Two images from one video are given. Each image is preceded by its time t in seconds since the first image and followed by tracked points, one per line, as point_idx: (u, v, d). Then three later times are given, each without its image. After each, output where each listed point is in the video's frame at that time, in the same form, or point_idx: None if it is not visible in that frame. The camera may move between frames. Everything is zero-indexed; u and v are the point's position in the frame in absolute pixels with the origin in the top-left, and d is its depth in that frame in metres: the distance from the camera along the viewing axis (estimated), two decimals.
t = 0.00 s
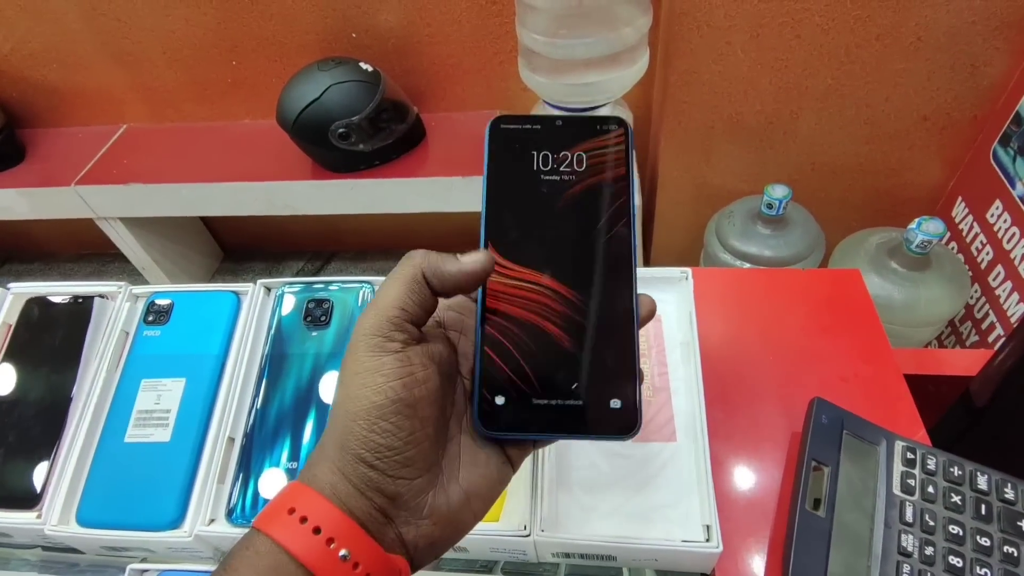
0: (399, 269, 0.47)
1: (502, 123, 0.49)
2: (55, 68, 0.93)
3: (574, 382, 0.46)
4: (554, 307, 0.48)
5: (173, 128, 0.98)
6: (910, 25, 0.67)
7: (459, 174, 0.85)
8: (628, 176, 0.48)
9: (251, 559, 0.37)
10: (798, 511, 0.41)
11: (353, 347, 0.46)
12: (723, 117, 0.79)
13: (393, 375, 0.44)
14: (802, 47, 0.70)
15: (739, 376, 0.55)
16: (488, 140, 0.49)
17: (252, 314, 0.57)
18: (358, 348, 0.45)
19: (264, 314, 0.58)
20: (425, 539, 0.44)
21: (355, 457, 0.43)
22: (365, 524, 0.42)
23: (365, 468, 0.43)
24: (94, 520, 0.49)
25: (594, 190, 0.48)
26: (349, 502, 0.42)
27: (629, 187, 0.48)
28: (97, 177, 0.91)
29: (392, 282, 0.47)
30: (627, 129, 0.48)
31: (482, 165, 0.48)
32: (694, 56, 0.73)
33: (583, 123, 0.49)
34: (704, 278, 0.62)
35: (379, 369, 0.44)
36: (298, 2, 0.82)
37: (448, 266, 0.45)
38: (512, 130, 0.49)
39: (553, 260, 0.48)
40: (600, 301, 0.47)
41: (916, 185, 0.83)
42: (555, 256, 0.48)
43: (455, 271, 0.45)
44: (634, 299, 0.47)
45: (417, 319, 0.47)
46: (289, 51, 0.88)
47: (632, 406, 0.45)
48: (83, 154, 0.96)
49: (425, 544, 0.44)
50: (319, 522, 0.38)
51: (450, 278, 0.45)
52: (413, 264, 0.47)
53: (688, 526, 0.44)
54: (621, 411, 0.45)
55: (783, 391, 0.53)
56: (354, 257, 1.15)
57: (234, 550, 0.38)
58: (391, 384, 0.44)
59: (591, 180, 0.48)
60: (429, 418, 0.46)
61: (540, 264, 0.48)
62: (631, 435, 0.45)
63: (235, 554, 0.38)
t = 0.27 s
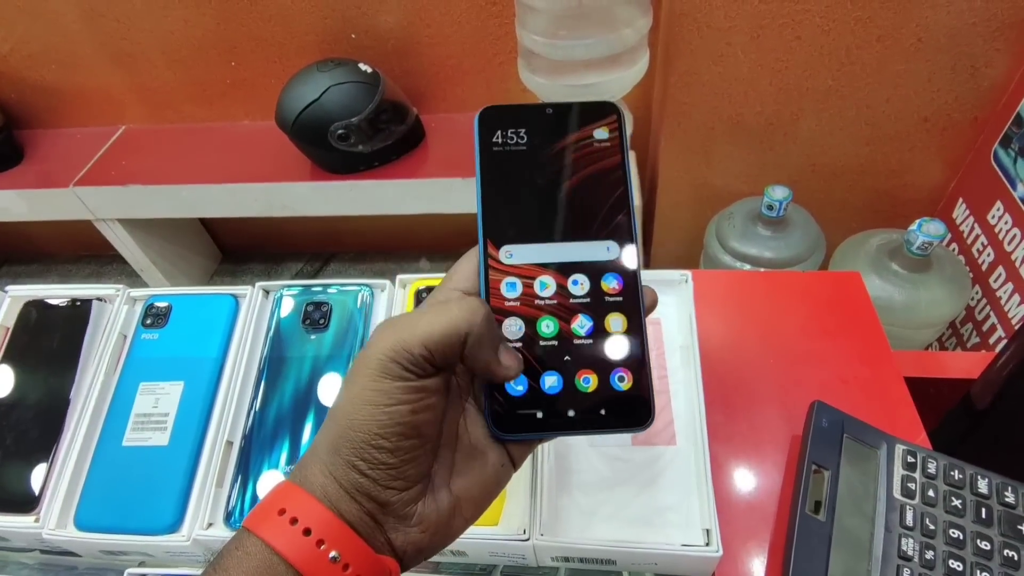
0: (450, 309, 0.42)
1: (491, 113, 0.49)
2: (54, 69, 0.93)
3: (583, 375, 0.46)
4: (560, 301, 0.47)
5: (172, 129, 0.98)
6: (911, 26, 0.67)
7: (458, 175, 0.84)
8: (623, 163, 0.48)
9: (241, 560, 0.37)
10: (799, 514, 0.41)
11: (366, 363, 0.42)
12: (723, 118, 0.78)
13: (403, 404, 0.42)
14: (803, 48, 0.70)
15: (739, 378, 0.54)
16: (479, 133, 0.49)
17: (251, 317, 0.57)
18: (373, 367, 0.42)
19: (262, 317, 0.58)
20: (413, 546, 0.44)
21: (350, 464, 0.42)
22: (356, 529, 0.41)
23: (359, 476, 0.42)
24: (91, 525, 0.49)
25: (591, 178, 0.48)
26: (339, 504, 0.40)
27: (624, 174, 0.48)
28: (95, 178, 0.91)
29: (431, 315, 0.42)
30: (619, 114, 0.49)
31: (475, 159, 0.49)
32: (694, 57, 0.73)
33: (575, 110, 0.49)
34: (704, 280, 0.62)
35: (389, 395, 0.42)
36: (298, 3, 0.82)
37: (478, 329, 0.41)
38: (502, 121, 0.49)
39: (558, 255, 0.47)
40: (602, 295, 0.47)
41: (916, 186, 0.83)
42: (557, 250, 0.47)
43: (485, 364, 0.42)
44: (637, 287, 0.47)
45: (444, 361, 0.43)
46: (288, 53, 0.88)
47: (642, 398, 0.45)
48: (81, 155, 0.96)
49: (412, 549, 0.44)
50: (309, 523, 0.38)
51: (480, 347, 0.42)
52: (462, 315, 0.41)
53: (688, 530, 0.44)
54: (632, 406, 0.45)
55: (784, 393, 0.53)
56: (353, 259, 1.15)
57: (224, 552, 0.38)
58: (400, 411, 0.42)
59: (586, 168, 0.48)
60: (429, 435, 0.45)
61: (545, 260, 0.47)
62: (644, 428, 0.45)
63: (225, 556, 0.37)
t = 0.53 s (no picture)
0: (499, 338, 0.41)
1: (482, 97, 0.49)
2: (54, 70, 0.93)
3: (572, 374, 0.46)
4: (550, 299, 0.48)
5: (172, 130, 0.98)
6: (907, 27, 0.67)
7: (457, 176, 0.85)
8: (620, 147, 0.47)
9: (247, 557, 0.37)
10: (793, 511, 0.41)
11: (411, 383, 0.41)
12: (720, 119, 0.79)
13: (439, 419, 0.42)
14: (799, 48, 0.70)
15: (734, 377, 0.55)
16: (469, 118, 0.48)
17: (248, 316, 0.57)
18: (415, 381, 0.41)
19: (260, 316, 0.58)
20: (418, 540, 0.44)
21: (370, 466, 0.41)
22: (362, 525, 0.41)
23: (376, 476, 0.41)
24: (89, 522, 0.49)
25: (585, 164, 0.48)
26: (349, 502, 0.40)
27: (620, 160, 0.47)
28: (95, 179, 0.91)
29: (483, 343, 0.41)
30: (616, 96, 0.48)
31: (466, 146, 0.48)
32: (691, 58, 0.73)
33: (570, 92, 0.48)
34: (700, 279, 0.62)
35: (427, 409, 0.42)
36: (297, 4, 0.83)
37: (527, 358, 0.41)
38: (494, 105, 0.49)
39: (548, 250, 0.48)
40: (596, 294, 0.47)
41: (913, 186, 0.83)
42: (548, 248, 0.48)
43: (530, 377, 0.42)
44: (631, 285, 0.47)
45: (485, 388, 0.43)
46: (287, 54, 0.88)
47: (631, 398, 0.45)
48: (81, 156, 0.96)
49: (416, 544, 0.44)
50: (316, 520, 0.38)
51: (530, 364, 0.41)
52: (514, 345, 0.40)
53: (682, 527, 0.44)
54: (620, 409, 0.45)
55: (779, 392, 0.53)
56: (352, 259, 1.16)
57: (228, 548, 0.38)
58: (434, 425, 0.42)
59: (580, 154, 0.48)
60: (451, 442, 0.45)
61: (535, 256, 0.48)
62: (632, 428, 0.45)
63: (230, 552, 0.37)
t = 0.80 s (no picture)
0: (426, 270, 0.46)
1: (499, 101, 0.48)
2: (53, 70, 0.93)
3: (572, 387, 0.46)
4: (553, 312, 0.48)
5: (171, 130, 0.98)
6: (907, 28, 0.67)
7: (457, 176, 0.85)
8: (637, 163, 0.47)
9: (253, 560, 0.37)
10: (795, 513, 0.41)
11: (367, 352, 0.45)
12: (721, 119, 0.79)
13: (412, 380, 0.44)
14: (800, 49, 0.70)
15: (735, 378, 0.55)
16: (485, 122, 0.48)
17: (248, 317, 0.57)
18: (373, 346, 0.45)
19: (260, 317, 0.58)
20: (429, 538, 0.44)
21: (365, 459, 0.42)
22: (370, 526, 0.42)
23: (376, 471, 0.43)
24: (89, 525, 0.49)
25: (599, 178, 0.48)
26: (354, 502, 0.41)
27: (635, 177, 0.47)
28: (94, 179, 0.91)
29: (417, 283, 0.46)
30: (636, 111, 0.47)
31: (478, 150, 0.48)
32: (692, 58, 0.73)
33: (589, 104, 0.48)
34: (701, 281, 0.62)
35: (398, 373, 0.44)
36: (297, 4, 0.83)
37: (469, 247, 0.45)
38: (510, 110, 0.48)
39: (553, 262, 0.48)
40: (598, 309, 0.47)
41: (914, 186, 0.83)
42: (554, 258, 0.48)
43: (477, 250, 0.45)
44: (632, 305, 0.47)
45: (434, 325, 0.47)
46: (287, 54, 0.88)
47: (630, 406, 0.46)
48: (80, 156, 0.96)
49: (428, 543, 0.44)
50: (323, 523, 0.38)
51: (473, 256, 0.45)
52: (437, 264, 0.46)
53: (684, 530, 0.44)
54: (618, 423, 0.46)
55: (780, 394, 0.53)
56: (352, 260, 1.15)
57: (233, 550, 0.38)
58: (410, 386, 0.44)
59: (594, 167, 0.48)
60: (439, 418, 0.46)
61: (538, 268, 0.48)
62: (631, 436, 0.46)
63: (235, 554, 0.37)
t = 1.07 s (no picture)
0: (437, 282, 0.45)
1: (496, 103, 0.48)
2: (56, 72, 0.93)
3: (577, 383, 0.47)
4: (557, 308, 0.48)
5: (173, 131, 0.99)
6: (907, 30, 0.67)
7: (457, 177, 0.85)
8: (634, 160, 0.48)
9: (252, 559, 0.37)
10: (797, 513, 0.41)
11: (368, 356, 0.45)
12: (721, 121, 0.79)
13: (408, 388, 0.44)
14: (800, 51, 0.71)
15: (737, 379, 0.55)
16: (483, 124, 0.48)
17: (252, 317, 0.57)
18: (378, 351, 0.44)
19: (264, 318, 0.58)
20: (426, 538, 0.45)
21: (362, 460, 0.43)
22: (369, 526, 0.42)
23: (373, 472, 0.43)
24: (94, 525, 0.49)
25: (598, 176, 0.48)
26: (353, 502, 0.41)
27: (634, 174, 0.48)
28: (97, 181, 0.91)
29: (420, 293, 0.45)
30: (631, 108, 0.48)
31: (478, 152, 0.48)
32: (693, 60, 0.73)
33: (585, 103, 0.48)
34: (702, 282, 0.62)
35: (395, 380, 0.44)
36: (299, 7, 0.83)
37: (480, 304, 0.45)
38: (508, 112, 0.48)
39: (557, 260, 0.48)
40: (601, 306, 0.48)
41: (914, 188, 0.83)
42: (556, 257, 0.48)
43: (486, 315, 0.45)
44: (636, 301, 0.47)
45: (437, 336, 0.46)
46: (289, 56, 0.88)
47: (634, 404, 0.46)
48: (83, 158, 0.96)
49: (425, 543, 0.45)
50: (321, 523, 0.38)
51: (482, 315, 0.45)
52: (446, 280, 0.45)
53: (686, 530, 0.44)
54: (625, 418, 0.46)
55: (781, 394, 0.53)
56: (353, 260, 1.16)
57: (233, 550, 0.38)
58: (406, 393, 0.44)
59: (592, 165, 0.48)
60: (434, 420, 0.46)
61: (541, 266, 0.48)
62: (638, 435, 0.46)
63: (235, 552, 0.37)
